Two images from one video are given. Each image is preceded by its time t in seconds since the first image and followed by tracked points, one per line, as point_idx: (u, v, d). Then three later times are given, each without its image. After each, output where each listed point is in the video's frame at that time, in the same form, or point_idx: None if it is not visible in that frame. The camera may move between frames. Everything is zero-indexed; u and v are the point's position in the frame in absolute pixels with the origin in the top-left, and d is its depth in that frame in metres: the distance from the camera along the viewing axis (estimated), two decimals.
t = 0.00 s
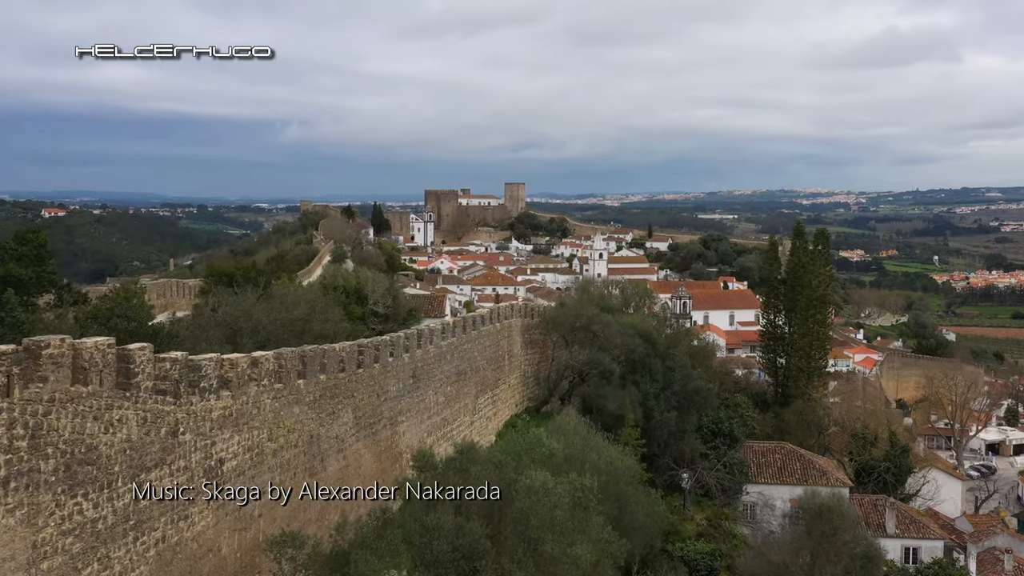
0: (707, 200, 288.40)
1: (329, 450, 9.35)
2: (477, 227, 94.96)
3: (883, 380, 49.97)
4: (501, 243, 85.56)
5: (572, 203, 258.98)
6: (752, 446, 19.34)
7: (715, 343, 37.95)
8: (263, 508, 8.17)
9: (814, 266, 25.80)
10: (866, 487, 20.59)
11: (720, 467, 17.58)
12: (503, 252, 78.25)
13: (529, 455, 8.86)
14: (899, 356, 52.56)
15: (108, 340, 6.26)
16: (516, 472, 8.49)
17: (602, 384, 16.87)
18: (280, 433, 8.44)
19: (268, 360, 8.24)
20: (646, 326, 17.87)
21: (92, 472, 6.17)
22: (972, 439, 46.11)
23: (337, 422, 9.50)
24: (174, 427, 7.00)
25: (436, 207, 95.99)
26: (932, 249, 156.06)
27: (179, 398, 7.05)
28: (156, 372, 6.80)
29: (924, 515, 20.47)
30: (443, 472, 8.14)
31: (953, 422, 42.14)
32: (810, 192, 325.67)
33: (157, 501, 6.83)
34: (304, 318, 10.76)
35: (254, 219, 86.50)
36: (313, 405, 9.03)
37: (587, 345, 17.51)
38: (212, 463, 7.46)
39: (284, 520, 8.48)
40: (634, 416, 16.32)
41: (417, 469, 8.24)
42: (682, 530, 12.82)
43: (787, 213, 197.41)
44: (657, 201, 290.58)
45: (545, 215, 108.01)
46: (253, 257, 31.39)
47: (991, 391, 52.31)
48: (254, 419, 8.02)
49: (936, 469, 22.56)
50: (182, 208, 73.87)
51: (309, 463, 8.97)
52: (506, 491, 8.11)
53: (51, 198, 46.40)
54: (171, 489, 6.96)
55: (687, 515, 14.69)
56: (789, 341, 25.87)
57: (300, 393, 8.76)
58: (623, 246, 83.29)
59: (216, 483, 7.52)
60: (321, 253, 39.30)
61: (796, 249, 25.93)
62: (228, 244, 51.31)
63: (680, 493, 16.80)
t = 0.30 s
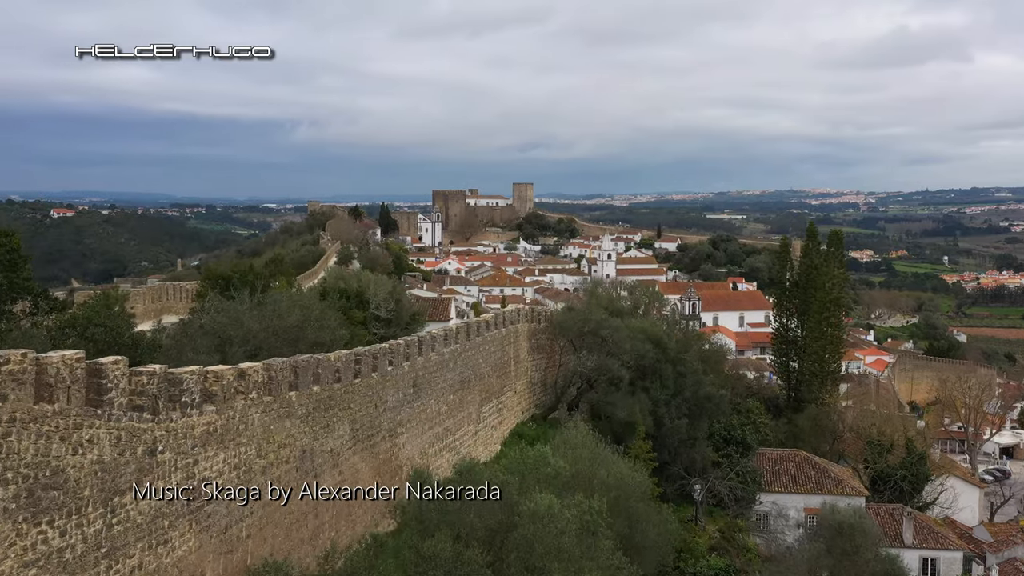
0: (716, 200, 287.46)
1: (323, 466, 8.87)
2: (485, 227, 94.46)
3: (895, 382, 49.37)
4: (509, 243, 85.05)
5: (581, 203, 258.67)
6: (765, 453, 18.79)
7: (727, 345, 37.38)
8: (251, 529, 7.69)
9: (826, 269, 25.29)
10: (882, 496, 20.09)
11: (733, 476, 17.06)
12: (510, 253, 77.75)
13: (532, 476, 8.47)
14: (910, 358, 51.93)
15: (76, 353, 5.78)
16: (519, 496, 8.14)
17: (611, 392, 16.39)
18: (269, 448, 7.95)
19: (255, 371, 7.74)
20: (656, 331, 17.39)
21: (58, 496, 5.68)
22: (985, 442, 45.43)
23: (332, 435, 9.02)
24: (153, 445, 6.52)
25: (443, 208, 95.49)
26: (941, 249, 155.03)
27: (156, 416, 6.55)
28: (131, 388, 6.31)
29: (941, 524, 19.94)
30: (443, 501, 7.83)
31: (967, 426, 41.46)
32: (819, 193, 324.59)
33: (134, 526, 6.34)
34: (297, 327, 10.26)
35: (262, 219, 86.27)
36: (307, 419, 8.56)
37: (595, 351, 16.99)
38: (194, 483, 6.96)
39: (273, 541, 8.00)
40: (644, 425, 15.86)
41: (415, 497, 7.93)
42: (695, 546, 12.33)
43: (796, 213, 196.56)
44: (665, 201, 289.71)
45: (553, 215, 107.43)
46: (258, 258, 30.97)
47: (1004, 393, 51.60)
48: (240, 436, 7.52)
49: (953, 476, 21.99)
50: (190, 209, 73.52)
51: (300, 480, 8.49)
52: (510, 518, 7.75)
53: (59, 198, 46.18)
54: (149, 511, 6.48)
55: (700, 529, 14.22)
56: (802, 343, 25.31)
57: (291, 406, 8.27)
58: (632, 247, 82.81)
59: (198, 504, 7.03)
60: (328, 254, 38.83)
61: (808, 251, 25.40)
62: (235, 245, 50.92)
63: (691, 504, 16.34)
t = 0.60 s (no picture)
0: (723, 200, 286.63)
1: (315, 484, 8.39)
2: (491, 228, 93.98)
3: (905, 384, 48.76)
4: (515, 243, 84.54)
5: (587, 203, 258.16)
6: (776, 460, 18.26)
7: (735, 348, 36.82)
8: (235, 552, 7.20)
9: (836, 271, 24.75)
10: (897, 504, 19.57)
11: (744, 486, 16.57)
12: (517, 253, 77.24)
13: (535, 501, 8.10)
14: (920, 360, 51.31)
15: (35, 370, 5.30)
16: (519, 521, 7.81)
17: (619, 399, 15.90)
18: (256, 468, 7.46)
19: (239, 384, 7.25)
20: (665, 335, 16.88)
21: (14, 526, 5.20)
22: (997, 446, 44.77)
23: (324, 450, 8.53)
24: (124, 467, 6.02)
25: (449, 208, 95.00)
26: (949, 249, 154.15)
27: (128, 436, 6.05)
28: (100, 406, 5.83)
29: (957, 533, 19.42)
30: (439, 530, 7.47)
31: (979, 430, 40.80)
32: (826, 193, 323.53)
33: (102, 555, 5.84)
34: (289, 335, 9.77)
35: (268, 219, 85.98)
36: (298, 434, 8.09)
37: (602, 356, 16.48)
38: (171, 505, 6.47)
39: (259, 564, 7.51)
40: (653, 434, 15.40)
41: (409, 528, 7.60)
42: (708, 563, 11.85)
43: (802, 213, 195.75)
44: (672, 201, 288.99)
45: (560, 215, 106.90)
46: (261, 257, 30.59)
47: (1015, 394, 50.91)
48: (222, 455, 7.02)
49: (968, 483, 21.43)
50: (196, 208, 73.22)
51: (290, 498, 8.00)
52: (510, 547, 7.42)
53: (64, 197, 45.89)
54: (121, 538, 5.99)
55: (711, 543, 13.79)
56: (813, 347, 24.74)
57: (279, 420, 7.78)
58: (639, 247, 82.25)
59: (176, 529, 6.54)
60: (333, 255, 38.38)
61: (818, 252, 24.85)
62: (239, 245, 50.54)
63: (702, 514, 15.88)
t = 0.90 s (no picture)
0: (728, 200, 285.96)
1: (303, 503, 7.90)
2: (496, 228, 93.52)
3: (914, 386, 48.17)
4: (520, 243, 84.11)
5: (591, 203, 257.67)
6: (787, 468, 17.74)
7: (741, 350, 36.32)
8: None
9: (847, 273, 24.22)
10: (911, 514, 19.06)
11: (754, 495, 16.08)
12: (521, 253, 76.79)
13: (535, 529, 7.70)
14: (928, 361, 50.72)
15: None
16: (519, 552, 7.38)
17: (625, 407, 15.41)
18: (238, 488, 6.97)
19: (219, 399, 6.75)
20: (672, 340, 16.38)
21: None
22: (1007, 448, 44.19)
23: (313, 467, 8.03)
24: (87, 493, 5.52)
25: (454, 208, 94.59)
26: (955, 250, 153.40)
27: (93, 459, 5.56)
28: (60, 428, 5.36)
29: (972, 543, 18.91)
30: (432, 563, 7.07)
31: (989, 433, 40.24)
32: (831, 193, 322.61)
33: None
34: (278, 344, 9.28)
35: (273, 220, 85.75)
36: (284, 452, 7.60)
37: (607, 363, 15.97)
38: (144, 532, 5.98)
39: None
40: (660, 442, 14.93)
41: (399, 560, 7.18)
42: None
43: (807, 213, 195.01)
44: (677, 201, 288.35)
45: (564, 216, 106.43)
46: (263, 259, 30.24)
47: None
48: (199, 477, 6.51)
49: (983, 491, 20.90)
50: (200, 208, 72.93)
51: (276, 519, 7.52)
52: None
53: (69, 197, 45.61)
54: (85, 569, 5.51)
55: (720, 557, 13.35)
56: (824, 350, 24.22)
57: (264, 437, 7.28)
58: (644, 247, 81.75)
59: (148, 557, 6.04)
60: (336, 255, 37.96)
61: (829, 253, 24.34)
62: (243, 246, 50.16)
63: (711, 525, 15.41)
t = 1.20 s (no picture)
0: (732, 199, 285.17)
1: (288, 524, 7.39)
2: (500, 228, 92.99)
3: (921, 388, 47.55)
4: (524, 244, 83.57)
5: (595, 203, 256.94)
6: (798, 476, 17.20)
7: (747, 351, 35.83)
8: None
9: (857, 274, 23.69)
10: (924, 524, 18.54)
11: (764, 506, 15.55)
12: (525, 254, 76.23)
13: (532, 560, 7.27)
14: (935, 362, 50.11)
15: None
16: None
17: (631, 415, 14.89)
18: (215, 512, 6.47)
19: (192, 414, 6.25)
20: (679, 346, 15.85)
21: None
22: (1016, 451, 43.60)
23: (299, 486, 7.53)
24: (41, 521, 5.03)
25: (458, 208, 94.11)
26: (960, 250, 152.69)
27: (48, 484, 5.06)
28: (11, 452, 4.87)
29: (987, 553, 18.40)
30: None
31: (999, 436, 39.66)
32: (836, 193, 321.71)
33: None
34: (263, 353, 8.77)
35: (277, 220, 85.40)
36: (267, 471, 7.10)
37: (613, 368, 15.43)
38: (109, 562, 5.48)
39: None
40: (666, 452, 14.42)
41: None
42: None
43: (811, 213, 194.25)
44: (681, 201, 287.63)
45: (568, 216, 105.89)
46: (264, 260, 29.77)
47: None
48: (172, 500, 6.01)
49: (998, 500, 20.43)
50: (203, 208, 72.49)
51: (259, 542, 7.02)
52: None
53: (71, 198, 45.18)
54: None
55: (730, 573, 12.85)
56: (833, 353, 23.70)
57: (244, 454, 6.78)
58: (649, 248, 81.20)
59: None
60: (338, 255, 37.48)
61: (838, 254, 23.82)
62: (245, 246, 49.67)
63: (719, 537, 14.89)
